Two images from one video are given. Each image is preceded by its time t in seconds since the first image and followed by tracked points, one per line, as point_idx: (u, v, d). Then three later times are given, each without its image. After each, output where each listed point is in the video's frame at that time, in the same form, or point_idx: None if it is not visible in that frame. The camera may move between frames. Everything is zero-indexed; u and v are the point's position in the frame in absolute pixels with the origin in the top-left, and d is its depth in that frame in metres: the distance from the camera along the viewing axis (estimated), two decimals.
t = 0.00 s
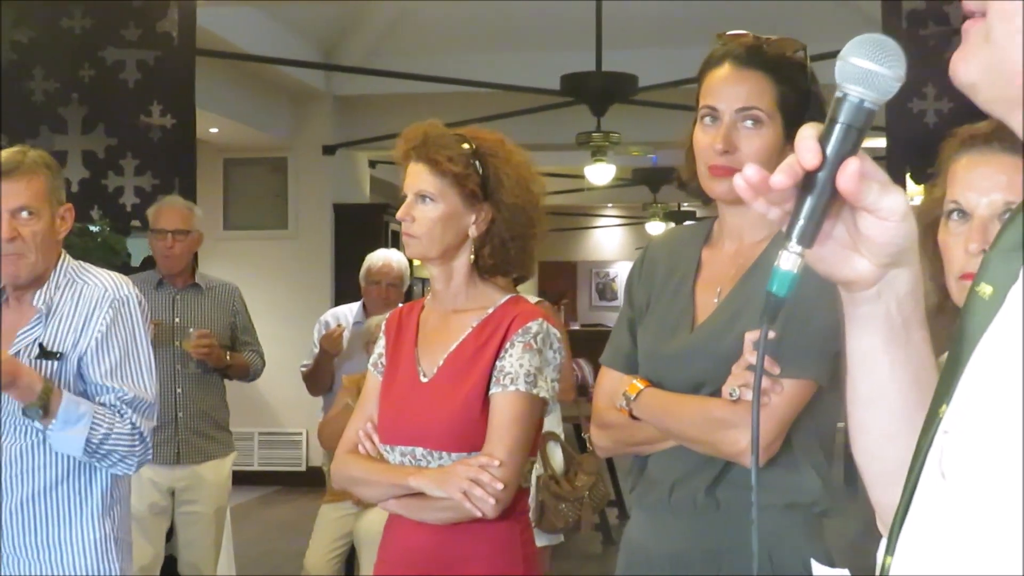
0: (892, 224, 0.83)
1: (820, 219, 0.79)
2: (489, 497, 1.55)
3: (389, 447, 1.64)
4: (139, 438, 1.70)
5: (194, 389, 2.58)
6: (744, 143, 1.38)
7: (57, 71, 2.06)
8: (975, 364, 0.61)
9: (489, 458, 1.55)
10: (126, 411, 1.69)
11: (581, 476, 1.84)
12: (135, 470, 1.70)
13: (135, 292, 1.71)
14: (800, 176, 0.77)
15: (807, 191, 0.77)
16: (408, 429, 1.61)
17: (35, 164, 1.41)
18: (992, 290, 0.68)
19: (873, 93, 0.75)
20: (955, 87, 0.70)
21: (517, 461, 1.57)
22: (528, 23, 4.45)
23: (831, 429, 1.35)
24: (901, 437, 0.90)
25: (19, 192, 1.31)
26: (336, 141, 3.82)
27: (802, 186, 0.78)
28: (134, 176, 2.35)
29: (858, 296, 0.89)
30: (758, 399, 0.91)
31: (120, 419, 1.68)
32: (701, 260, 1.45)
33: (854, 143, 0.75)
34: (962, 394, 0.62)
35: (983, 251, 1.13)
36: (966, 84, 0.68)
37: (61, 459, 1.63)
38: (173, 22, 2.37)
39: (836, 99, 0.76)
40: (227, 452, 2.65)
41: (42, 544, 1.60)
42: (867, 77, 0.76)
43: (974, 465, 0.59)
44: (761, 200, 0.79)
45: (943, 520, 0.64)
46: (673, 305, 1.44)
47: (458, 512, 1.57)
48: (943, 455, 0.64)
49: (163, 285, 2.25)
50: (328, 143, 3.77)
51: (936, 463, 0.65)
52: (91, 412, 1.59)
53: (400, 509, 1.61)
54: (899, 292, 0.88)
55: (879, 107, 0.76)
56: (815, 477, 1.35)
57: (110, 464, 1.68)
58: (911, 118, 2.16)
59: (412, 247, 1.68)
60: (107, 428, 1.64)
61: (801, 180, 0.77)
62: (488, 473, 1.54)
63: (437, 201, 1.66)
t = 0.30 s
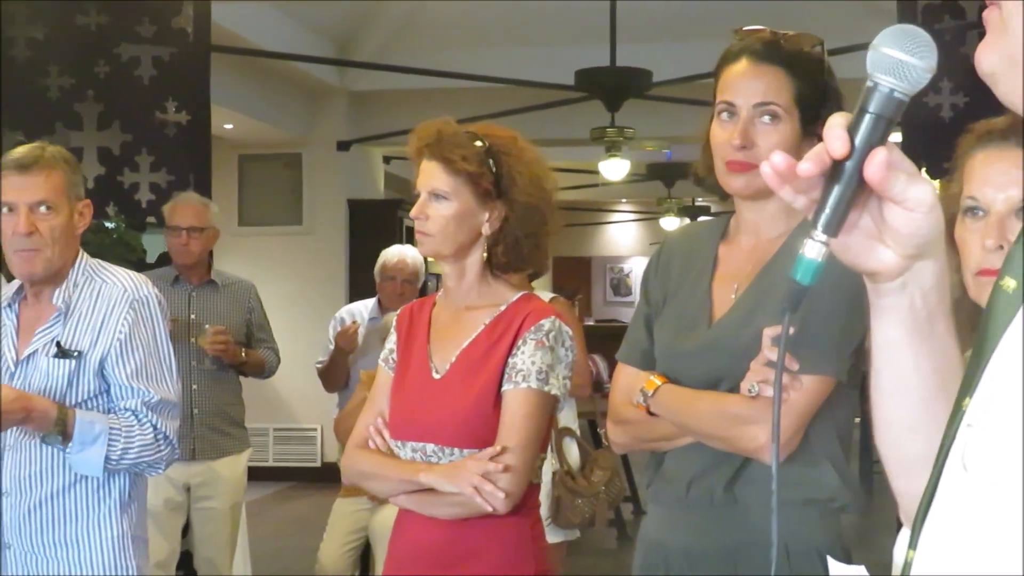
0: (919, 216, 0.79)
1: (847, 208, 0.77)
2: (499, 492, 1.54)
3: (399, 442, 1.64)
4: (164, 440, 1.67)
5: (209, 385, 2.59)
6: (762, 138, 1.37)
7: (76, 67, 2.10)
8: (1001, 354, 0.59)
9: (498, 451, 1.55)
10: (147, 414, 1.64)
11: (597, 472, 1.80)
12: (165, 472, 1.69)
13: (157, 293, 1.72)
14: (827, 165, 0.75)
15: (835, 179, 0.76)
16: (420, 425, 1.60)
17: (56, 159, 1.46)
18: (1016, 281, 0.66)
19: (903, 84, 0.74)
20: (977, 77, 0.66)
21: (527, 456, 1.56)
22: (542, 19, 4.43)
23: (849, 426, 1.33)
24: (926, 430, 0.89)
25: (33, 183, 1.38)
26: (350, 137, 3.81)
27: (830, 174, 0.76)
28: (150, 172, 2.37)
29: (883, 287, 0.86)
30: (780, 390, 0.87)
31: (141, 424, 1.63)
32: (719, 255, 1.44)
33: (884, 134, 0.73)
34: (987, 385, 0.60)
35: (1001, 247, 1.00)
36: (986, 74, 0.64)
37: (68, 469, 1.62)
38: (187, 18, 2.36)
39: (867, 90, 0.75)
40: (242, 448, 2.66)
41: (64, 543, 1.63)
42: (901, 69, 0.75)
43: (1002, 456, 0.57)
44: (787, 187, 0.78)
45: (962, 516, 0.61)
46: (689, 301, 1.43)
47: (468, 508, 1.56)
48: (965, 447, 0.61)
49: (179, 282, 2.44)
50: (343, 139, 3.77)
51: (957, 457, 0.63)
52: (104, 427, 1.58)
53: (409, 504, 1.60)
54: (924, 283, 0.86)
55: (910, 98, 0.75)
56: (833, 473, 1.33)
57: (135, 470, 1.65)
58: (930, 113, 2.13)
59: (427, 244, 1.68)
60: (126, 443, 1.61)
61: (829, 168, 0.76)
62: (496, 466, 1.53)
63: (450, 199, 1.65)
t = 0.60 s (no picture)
0: (945, 227, 0.74)
1: (869, 225, 0.71)
2: (527, 490, 1.53)
3: (415, 445, 1.61)
4: (183, 443, 1.67)
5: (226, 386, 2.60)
6: (777, 140, 1.35)
7: (93, 74, 2.30)
8: None
9: (525, 450, 1.54)
10: (167, 418, 1.65)
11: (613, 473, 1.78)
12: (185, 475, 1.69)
13: (180, 296, 1.73)
14: (847, 184, 0.70)
15: (856, 200, 0.70)
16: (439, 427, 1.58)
17: (32, 163, 1.47)
18: None
19: (924, 100, 0.66)
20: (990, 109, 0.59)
21: (551, 455, 1.55)
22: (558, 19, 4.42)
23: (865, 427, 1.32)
24: (953, 431, 0.81)
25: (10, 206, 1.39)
26: (366, 139, 3.82)
27: (851, 193, 0.70)
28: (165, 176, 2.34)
29: (909, 296, 0.81)
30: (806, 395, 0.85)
31: (160, 428, 1.64)
32: (734, 258, 1.42)
33: (907, 151, 0.67)
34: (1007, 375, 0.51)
35: None
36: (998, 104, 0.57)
37: (86, 470, 1.62)
38: (205, 21, 2.34)
39: (885, 107, 0.68)
40: (258, 450, 2.67)
41: (79, 543, 1.64)
42: (921, 85, 0.67)
43: (1016, 461, 0.49)
44: (808, 206, 0.73)
45: (978, 527, 0.52)
46: (705, 302, 1.41)
47: (493, 507, 1.55)
48: (981, 450, 0.53)
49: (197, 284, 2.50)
50: (358, 141, 3.77)
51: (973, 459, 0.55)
52: (122, 431, 1.58)
53: (427, 506, 1.58)
54: (951, 288, 0.80)
55: (930, 115, 0.67)
56: (849, 474, 1.31)
57: (154, 473, 1.65)
58: (946, 114, 2.11)
59: (452, 249, 1.63)
60: (142, 448, 1.61)
61: (849, 188, 0.70)
62: (526, 467, 1.53)
63: (479, 203, 1.62)
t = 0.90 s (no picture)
0: (939, 209, 0.82)
1: (869, 208, 0.77)
2: (550, 487, 1.54)
3: (429, 446, 1.60)
4: (185, 445, 1.68)
5: (238, 388, 2.60)
6: (788, 140, 1.34)
7: (105, 74, 2.17)
8: None
9: (547, 447, 1.54)
10: (167, 420, 1.66)
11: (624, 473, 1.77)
12: (187, 476, 1.70)
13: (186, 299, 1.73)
14: (843, 167, 0.76)
15: (854, 182, 0.76)
16: (451, 426, 1.57)
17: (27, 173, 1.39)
18: None
19: (913, 82, 0.72)
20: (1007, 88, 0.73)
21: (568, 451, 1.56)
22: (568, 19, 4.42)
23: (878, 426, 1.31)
24: (958, 421, 0.91)
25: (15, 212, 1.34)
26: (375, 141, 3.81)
27: (847, 177, 0.77)
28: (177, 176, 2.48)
29: (910, 285, 0.88)
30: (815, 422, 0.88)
31: (161, 430, 1.65)
32: (745, 258, 1.41)
33: (898, 131, 0.73)
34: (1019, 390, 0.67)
35: None
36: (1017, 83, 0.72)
37: (90, 473, 1.63)
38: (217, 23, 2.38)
39: (876, 91, 0.74)
40: (269, 452, 2.72)
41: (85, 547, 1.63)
42: (907, 66, 0.72)
43: None
44: (807, 192, 0.78)
45: (1000, 510, 0.68)
46: (716, 302, 1.41)
47: (512, 506, 1.55)
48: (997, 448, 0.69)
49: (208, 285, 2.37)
50: (368, 142, 3.77)
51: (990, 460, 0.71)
52: (121, 429, 1.59)
53: (441, 506, 1.58)
54: (949, 279, 0.87)
55: (919, 96, 0.73)
56: (859, 471, 1.31)
57: (155, 474, 1.67)
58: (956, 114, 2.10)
59: (467, 250, 1.60)
60: (141, 447, 1.62)
61: (846, 171, 0.76)
62: (548, 465, 1.53)
63: (498, 205, 1.60)
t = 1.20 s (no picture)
0: (971, 230, 0.79)
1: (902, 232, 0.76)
2: (560, 485, 1.52)
3: (439, 446, 1.60)
4: (193, 441, 1.61)
5: (247, 388, 2.60)
6: (796, 140, 1.33)
7: (112, 74, 2.25)
8: None
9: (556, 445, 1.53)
10: (175, 417, 1.60)
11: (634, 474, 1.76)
12: (198, 475, 1.62)
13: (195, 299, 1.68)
14: (877, 195, 0.74)
15: (885, 208, 0.75)
16: (463, 426, 1.57)
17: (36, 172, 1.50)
18: None
19: (941, 103, 0.71)
20: None
21: (579, 451, 1.55)
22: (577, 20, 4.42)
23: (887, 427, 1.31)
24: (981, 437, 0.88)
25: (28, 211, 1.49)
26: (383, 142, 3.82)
27: (879, 204, 0.75)
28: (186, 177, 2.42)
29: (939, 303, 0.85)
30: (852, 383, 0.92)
31: (168, 426, 1.59)
32: (753, 258, 1.41)
33: (926, 155, 0.72)
34: None
35: None
36: None
37: (97, 470, 1.60)
38: (226, 23, 2.37)
39: (901, 114, 0.73)
40: (280, 452, 2.72)
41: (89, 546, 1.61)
42: (935, 87, 0.72)
43: None
44: (837, 219, 0.78)
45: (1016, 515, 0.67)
46: (724, 302, 1.40)
47: (521, 505, 1.54)
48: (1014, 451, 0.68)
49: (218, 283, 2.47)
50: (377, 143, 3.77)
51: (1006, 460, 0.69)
52: (127, 424, 1.54)
53: (453, 507, 1.57)
54: (977, 299, 0.85)
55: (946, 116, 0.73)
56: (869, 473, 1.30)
57: (164, 470, 1.60)
58: (965, 114, 2.08)
59: (477, 250, 1.60)
60: (148, 443, 1.57)
61: (877, 198, 0.75)
62: (557, 463, 1.52)
63: (508, 205, 1.60)
